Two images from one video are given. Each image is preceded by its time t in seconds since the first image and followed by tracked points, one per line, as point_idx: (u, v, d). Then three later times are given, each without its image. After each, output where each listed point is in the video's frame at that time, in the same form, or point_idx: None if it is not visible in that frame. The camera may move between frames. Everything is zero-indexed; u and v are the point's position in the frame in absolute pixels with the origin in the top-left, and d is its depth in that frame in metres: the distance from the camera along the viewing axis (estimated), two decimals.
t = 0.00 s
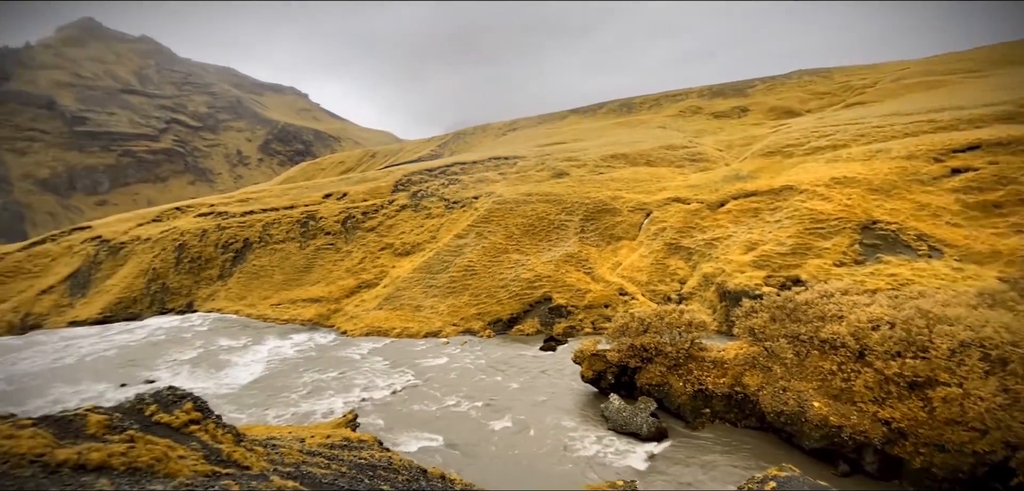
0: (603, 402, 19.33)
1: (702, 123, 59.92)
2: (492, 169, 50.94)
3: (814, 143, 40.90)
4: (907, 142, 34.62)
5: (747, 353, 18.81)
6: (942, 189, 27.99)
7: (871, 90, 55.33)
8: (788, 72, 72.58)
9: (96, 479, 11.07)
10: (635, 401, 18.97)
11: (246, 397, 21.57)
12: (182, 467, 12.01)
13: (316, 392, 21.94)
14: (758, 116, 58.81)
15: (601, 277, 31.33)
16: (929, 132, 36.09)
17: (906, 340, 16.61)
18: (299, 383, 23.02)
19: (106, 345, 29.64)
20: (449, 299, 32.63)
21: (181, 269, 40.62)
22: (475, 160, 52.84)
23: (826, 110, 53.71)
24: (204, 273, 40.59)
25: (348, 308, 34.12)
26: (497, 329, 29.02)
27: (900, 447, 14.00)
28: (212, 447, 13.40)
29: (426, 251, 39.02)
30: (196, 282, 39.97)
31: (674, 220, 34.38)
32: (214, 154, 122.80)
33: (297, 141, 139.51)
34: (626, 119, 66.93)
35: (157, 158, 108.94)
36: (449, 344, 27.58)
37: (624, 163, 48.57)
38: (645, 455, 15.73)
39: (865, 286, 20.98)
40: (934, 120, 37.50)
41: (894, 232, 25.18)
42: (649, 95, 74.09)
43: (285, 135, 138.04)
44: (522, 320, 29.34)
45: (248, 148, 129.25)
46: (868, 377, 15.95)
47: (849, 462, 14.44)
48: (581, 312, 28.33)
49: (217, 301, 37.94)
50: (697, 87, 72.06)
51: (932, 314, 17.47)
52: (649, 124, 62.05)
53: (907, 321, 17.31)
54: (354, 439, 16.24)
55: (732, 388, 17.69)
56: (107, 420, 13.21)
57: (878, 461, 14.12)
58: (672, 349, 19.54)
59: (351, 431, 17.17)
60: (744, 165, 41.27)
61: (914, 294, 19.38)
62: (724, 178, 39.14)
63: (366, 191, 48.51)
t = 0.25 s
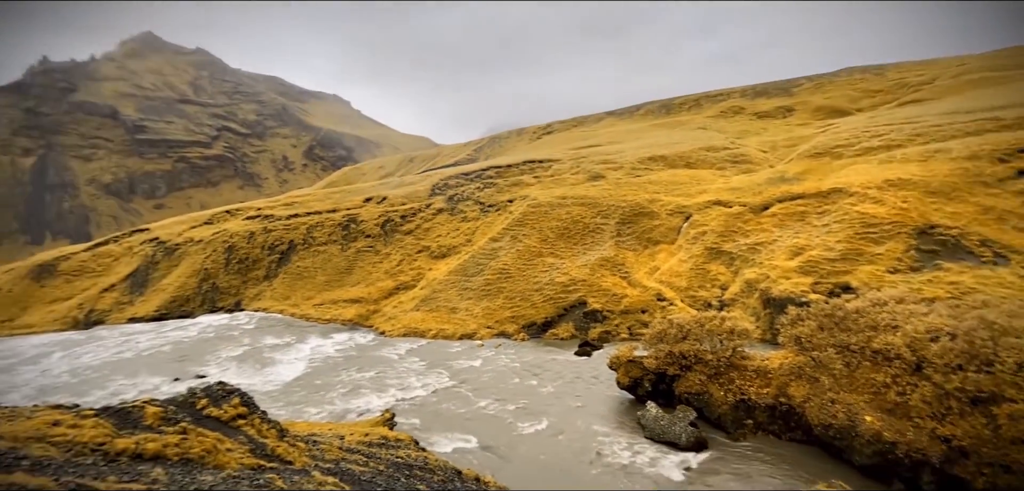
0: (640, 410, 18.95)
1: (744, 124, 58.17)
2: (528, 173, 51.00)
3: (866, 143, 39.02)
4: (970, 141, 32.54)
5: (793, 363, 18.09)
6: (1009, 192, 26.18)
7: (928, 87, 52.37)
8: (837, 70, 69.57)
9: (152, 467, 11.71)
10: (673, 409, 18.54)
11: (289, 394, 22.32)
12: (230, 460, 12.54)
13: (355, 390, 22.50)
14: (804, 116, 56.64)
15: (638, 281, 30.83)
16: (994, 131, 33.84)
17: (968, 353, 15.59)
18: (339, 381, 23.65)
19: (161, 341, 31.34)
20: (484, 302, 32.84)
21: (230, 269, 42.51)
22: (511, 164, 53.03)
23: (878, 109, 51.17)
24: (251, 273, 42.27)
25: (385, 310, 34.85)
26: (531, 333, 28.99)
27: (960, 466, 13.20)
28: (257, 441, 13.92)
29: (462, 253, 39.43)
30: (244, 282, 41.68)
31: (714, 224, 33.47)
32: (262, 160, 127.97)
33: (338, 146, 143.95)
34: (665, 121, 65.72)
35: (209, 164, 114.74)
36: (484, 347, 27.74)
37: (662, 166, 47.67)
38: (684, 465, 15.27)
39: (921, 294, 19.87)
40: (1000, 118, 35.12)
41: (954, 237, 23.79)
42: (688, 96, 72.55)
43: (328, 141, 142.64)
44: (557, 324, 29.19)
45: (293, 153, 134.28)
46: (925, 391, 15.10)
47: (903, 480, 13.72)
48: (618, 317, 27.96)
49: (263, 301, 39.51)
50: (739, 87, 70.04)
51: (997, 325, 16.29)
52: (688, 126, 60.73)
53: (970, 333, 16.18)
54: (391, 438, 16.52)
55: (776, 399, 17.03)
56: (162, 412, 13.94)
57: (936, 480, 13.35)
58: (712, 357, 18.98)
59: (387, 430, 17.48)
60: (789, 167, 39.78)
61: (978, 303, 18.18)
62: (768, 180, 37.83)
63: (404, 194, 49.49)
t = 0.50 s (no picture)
0: (683, 420, 18.38)
1: (796, 124, 55.78)
2: (568, 177, 50.75)
3: (931, 143, 36.63)
4: None
5: (849, 376, 17.15)
6: None
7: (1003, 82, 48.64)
8: (898, 66, 65.68)
9: (209, 457, 12.36)
10: (719, 421, 17.93)
11: (334, 392, 23.05)
12: (280, 453, 13.11)
13: (396, 390, 23.00)
14: (861, 115, 53.76)
15: (682, 288, 30.09)
16: None
17: None
18: (382, 381, 24.21)
19: (218, 338, 33.09)
20: (523, 306, 32.88)
21: (281, 270, 44.46)
22: (551, 167, 52.87)
23: (946, 107, 47.93)
24: (300, 274, 43.99)
25: (426, 312, 35.47)
26: (570, 338, 28.76)
27: None
28: (305, 437, 14.43)
29: (501, 257, 39.65)
30: (294, 282, 43.45)
31: (762, 228, 32.22)
32: (311, 165, 132.40)
33: (384, 153, 149.26)
34: (710, 122, 63.88)
35: (263, 170, 119.58)
36: (522, 350, 27.75)
37: (707, 169, 46.35)
38: (730, 479, 14.70)
39: (994, 306, 18.46)
40: None
41: None
42: (735, 96, 70.25)
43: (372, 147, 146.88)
44: (597, 330, 28.84)
45: (339, 159, 139.26)
46: (997, 409, 14.14)
47: None
48: (660, 324, 27.36)
49: (310, 301, 41.10)
50: (790, 86, 67.25)
51: None
52: (735, 127, 58.81)
53: None
54: (431, 439, 16.75)
55: (830, 413, 16.19)
56: (218, 405, 14.68)
57: None
58: (761, 367, 18.20)
59: (428, 430, 17.76)
60: (845, 169, 37.84)
61: None
62: (821, 183, 36.10)
63: (445, 199, 50.30)
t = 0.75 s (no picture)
0: (722, 430, 17.85)
1: (842, 124, 53.50)
2: (602, 180, 50.26)
3: (993, 143, 34.43)
4: None
5: (900, 389, 16.29)
6: None
7: None
8: (956, 62, 62.11)
9: (252, 451, 12.85)
10: (759, 433, 17.32)
11: (371, 391, 23.57)
12: (318, 449, 13.50)
13: (430, 390, 23.31)
14: (914, 114, 51.09)
15: (720, 294, 29.28)
16: None
17: None
18: (417, 381, 24.59)
19: (261, 336, 34.41)
20: (556, 310, 32.75)
21: (321, 271, 45.86)
22: (585, 170, 52.47)
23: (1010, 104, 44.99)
24: (339, 276, 45.24)
25: (460, 314, 35.81)
26: (604, 343, 28.43)
27: None
28: (342, 434, 14.80)
29: (534, 260, 39.62)
30: (333, 284, 44.73)
31: (807, 233, 31.01)
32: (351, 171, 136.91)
33: (420, 158, 151.69)
34: (750, 123, 62.03)
35: (306, 176, 123.84)
36: (555, 355, 27.63)
37: (747, 171, 44.99)
38: None
39: None
40: None
41: None
42: (777, 96, 68.00)
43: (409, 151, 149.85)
44: (631, 336, 28.40)
45: (377, 165, 143.25)
46: None
47: None
48: (697, 331, 26.68)
49: (348, 302, 42.22)
50: (836, 85, 64.59)
51: None
52: (777, 128, 56.91)
53: None
54: (464, 441, 16.87)
55: (881, 429, 15.43)
56: (261, 401, 15.25)
57: None
58: (805, 378, 17.49)
59: (460, 432, 17.92)
60: (897, 170, 36.02)
61: None
62: (871, 185, 34.46)
63: (479, 202, 50.71)
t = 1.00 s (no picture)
0: (766, 444, 17.15)
1: (899, 124, 50.66)
2: (640, 183, 49.45)
3: None
4: None
5: (963, 406, 15.20)
6: None
7: None
8: None
9: (295, 446, 13.31)
10: (807, 447, 16.54)
11: (408, 391, 24.02)
12: (357, 446, 13.85)
13: (465, 392, 23.52)
14: (981, 111, 47.79)
15: (765, 301, 28.24)
16: None
17: None
18: (453, 383, 24.87)
19: (305, 335, 35.67)
20: (592, 315, 32.42)
21: (362, 273, 47.13)
22: (623, 174, 51.77)
23: None
24: (379, 277, 46.35)
25: (496, 317, 35.98)
26: (642, 350, 27.92)
27: None
28: (380, 433, 15.13)
29: (571, 265, 39.37)
30: (373, 285, 45.86)
31: (859, 239, 29.51)
32: (391, 176, 140.54)
33: (457, 161, 151.84)
34: (798, 124, 59.61)
35: (348, 180, 127.33)
36: (591, 361, 27.35)
37: (794, 174, 43.26)
38: None
39: None
40: None
41: None
42: (827, 95, 65.10)
43: (447, 156, 152.10)
44: (671, 343, 27.76)
45: (416, 170, 146.25)
46: None
47: None
48: (740, 340, 25.80)
49: (388, 303, 43.22)
50: (893, 83, 61.23)
51: None
52: (827, 129, 54.48)
53: None
54: (498, 444, 16.92)
55: (942, 448, 14.47)
56: (305, 398, 15.80)
57: None
58: (857, 391, 16.61)
59: (496, 435, 18.02)
60: (961, 172, 33.77)
61: None
62: (931, 188, 32.45)
63: (515, 206, 50.87)
